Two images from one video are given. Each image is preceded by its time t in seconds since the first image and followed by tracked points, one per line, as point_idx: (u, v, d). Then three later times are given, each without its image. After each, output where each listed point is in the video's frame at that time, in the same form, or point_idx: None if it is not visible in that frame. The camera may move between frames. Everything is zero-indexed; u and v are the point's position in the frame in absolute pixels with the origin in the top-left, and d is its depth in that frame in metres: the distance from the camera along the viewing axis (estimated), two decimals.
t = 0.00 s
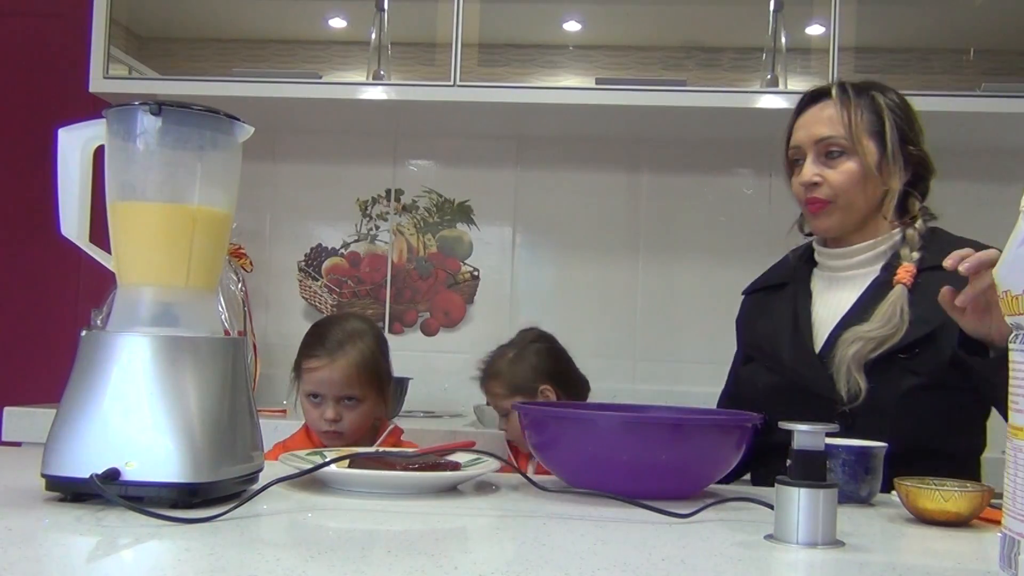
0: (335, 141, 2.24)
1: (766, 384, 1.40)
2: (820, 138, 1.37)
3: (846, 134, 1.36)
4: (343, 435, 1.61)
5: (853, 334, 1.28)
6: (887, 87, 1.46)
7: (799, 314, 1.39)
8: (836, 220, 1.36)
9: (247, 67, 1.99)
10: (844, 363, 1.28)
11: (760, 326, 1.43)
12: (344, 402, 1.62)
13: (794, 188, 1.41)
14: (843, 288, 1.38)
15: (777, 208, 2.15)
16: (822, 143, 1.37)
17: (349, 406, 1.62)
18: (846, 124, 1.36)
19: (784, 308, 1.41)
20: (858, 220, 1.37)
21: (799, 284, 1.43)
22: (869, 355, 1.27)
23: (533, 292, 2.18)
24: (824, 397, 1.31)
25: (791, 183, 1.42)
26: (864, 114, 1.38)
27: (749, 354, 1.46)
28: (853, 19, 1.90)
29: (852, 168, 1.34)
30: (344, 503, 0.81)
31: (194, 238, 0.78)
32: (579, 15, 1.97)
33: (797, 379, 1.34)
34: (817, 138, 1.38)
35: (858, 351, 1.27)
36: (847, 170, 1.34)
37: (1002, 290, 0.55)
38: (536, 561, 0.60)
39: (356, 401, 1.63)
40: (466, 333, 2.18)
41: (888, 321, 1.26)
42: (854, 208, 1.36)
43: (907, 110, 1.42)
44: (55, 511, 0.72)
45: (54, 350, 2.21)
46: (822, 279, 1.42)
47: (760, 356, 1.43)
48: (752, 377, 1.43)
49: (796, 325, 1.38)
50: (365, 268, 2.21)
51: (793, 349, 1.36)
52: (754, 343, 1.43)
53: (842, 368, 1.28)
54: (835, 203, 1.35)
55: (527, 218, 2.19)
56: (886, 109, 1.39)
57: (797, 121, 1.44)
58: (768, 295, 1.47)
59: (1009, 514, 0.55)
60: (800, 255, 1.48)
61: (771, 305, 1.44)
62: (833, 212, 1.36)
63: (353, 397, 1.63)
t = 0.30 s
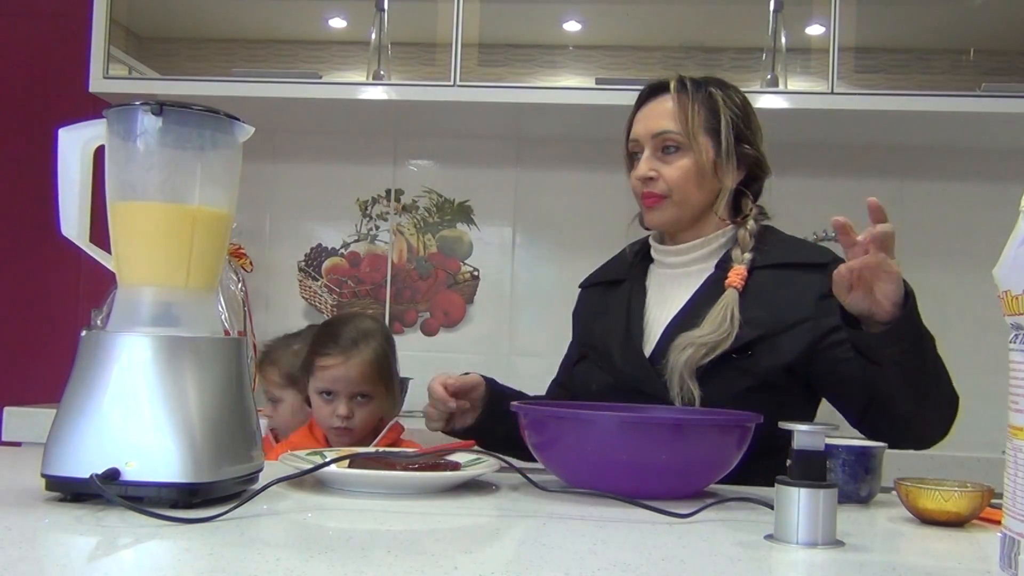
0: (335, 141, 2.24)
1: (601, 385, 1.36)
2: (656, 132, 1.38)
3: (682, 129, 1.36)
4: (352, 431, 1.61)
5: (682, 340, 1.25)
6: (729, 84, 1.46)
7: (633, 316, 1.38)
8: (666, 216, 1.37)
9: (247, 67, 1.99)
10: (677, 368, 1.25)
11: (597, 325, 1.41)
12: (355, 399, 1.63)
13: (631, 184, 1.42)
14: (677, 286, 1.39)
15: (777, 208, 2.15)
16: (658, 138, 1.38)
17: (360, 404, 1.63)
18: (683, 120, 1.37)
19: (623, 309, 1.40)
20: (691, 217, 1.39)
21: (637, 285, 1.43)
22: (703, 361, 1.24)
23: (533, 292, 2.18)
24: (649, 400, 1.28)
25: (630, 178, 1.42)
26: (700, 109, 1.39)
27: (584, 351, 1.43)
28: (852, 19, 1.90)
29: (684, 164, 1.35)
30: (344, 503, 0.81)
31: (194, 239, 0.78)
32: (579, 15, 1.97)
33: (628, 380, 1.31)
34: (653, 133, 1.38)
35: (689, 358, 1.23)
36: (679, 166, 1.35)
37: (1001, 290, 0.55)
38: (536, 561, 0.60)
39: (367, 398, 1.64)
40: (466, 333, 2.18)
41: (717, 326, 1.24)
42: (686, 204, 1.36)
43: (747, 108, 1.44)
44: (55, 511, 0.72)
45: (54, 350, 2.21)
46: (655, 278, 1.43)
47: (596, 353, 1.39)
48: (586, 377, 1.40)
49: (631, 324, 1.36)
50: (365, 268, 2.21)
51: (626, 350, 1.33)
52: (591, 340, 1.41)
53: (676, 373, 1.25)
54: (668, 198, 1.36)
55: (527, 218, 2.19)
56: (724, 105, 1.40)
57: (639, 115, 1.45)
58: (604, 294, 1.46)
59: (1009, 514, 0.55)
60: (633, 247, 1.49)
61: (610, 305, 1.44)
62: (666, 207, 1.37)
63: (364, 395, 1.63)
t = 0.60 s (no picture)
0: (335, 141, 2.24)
1: (438, 375, 1.24)
2: (423, 125, 1.31)
3: (448, 118, 1.31)
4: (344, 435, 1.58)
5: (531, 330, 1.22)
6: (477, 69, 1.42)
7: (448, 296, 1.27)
8: (450, 208, 1.32)
9: (247, 67, 1.99)
10: (541, 360, 1.21)
11: (406, 316, 1.26)
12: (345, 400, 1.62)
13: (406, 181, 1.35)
14: (477, 273, 1.35)
15: (777, 208, 2.15)
16: (428, 131, 1.31)
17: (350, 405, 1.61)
18: (447, 110, 1.32)
19: (433, 295, 1.28)
20: (469, 208, 1.35)
21: (429, 266, 1.32)
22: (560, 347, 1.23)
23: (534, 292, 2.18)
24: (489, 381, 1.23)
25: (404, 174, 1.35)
26: (464, 97, 1.35)
27: (389, 347, 1.26)
28: (852, 19, 1.90)
29: (457, 154, 1.31)
30: (344, 503, 0.81)
31: (193, 240, 0.78)
32: (579, 15, 1.97)
33: (475, 364, 1.23)
34: (423, 126, 1.31)
35: (548, 346, 1.21)
36: (457, 156, 1.31)
37: (1001, 290, 0.55)
38: (536, 561, 0.60)
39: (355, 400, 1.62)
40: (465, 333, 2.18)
41: (556, 310, 1.23)
42: (467, 193, 1.32)
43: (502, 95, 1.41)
44: (55, 511, 0.72)
45: (54, 351, 2.21)
46: (447, 266, 1.35)
47: (413, 346, 1.25)
48: (410, 372, 1.25)
49: (450, 304, 1.26)
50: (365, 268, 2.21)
51: (460, 335, 1.24)
52: (409, 333, 1.24)
53: (542, 367, 1.21)
54: (449, 189, 1.31)
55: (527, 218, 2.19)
56: (485, 92, 1.37)
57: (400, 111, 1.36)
58: (394, 286, 1.31)
59: (1009, 514, 0.55)
60: (413, 235, 1.38)
61: (413, 295, 1.29)
62: (447, 198, 1.31)
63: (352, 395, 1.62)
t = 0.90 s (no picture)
0: (335, 141, 2.24)
1: (419, 374, 1.23)
2: (433, 128, 1.30)
3: (459, 125, 1.31)
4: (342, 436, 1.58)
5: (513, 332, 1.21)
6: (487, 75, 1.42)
7: (431, 294, 1.27)
8: (449, 213, 1.32)
9: (247, 67, 1.99)
10: (523, 362, 1.21)
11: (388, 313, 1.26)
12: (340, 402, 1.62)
13: (404, 179, 1.33)
14: (463, 273, 1.35)
15: (777, 208, 2.15)
16: (437, 135, 1.30)
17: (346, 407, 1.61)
18: (456, 116, 1.31)
19: (416, 293, 1.27)
20: (468, 213, 1.36)
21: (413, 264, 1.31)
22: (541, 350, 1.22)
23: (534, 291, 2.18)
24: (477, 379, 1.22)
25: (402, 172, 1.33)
26: (472, 102, 1.34)
27: (370, 345, 1.25)
28: (852, 19, 1.90)
29: (464, 163, 1.31)
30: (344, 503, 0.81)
31: (193, 239, 0.78)
32: (580, 15, 1.97)
33: (456, 365, 1.22)
34: (429, 129, 1.30)
35: (530, 349, 1.20)
36: (463, 164, 1.31)
37: (1001, 290, 0.55)
38: (536, 561, 0.60)
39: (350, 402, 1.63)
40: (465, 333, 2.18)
41: (540, 315, 1.23)
42: (467, 201, 1.33)
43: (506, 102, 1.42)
44: (54, 511, 0.72)
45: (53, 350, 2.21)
46: (430, 264, 1.36)
47: (394, 343, 1.24)
48: (390, 369, 1.24)
49: (432, 302, 1.26)
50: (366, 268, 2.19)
51: (442, 335, 1.23)
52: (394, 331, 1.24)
53: (521, 368, 1.20)
54: (453, 196, 1.31)
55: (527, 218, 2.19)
56: (493, 100, 1.37)
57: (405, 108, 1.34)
58: (378, 282, 1.30)
59: (1009, 514, 0.55)
60: (398, 233, 1.38)
61: (395, 292, 1.28)
62: (449, 205, 1.31)
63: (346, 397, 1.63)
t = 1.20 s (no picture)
0: (335, 141, 2.24)
1: (478, 378, 1.26)
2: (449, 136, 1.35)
3: (472, 130, 1.33)
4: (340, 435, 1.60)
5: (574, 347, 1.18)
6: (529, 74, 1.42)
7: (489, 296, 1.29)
8: (473, 222, 1.34)
9: (247, 67, 1.99)
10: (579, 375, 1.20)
11: (448, 315, 1.29)
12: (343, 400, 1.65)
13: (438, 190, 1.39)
14: (523, 274, 1.36)
15: (777, 208, 2.15)
16: (452, 143, 1.35)
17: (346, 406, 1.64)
18: (471, 120, 1.34)
19: (475, 295, 1.30)
20: (500, 216, 1.36)
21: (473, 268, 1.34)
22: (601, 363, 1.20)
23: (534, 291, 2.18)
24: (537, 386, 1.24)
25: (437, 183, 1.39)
26: (494, 106, 1.35)
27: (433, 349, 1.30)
28: (852, 19, 1.90)
29: (480, 165, 1.33)
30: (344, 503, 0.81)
31: (194, 239, 0.78)
32: (580, 15, 1.97)
33: (512, 368, 1.24)
34: (448, 137, 1.35)
35: (587, 365, 1.18)
36: (478, 167, 1.33)
37: (1001, 291, 0.55)
38: (536, 561, 0.60)
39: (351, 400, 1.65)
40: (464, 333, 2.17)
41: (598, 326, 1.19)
42: (491, 202, 1.34)
43: (541, 97, 1.40)
44: (55, 511, 0.72)
45: (54, 351, 2.21)
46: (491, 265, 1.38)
47: (453, 347, 1.28)
48: (450, 371, 1.28)
49: (492, 304, 1.29)
50: (365, 268, 2.21)
51: (499, 338, 1.26)
52: (451, 334, 1.27)
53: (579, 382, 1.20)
54: (472, 200, 1.33)
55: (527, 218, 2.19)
56: (517, 98, 1.36)
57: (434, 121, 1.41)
58: (439, 287, 1.34)
59: (1009, 514, 0.55)
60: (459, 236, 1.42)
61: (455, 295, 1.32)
62: (471, 209, 1.34)
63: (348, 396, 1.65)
